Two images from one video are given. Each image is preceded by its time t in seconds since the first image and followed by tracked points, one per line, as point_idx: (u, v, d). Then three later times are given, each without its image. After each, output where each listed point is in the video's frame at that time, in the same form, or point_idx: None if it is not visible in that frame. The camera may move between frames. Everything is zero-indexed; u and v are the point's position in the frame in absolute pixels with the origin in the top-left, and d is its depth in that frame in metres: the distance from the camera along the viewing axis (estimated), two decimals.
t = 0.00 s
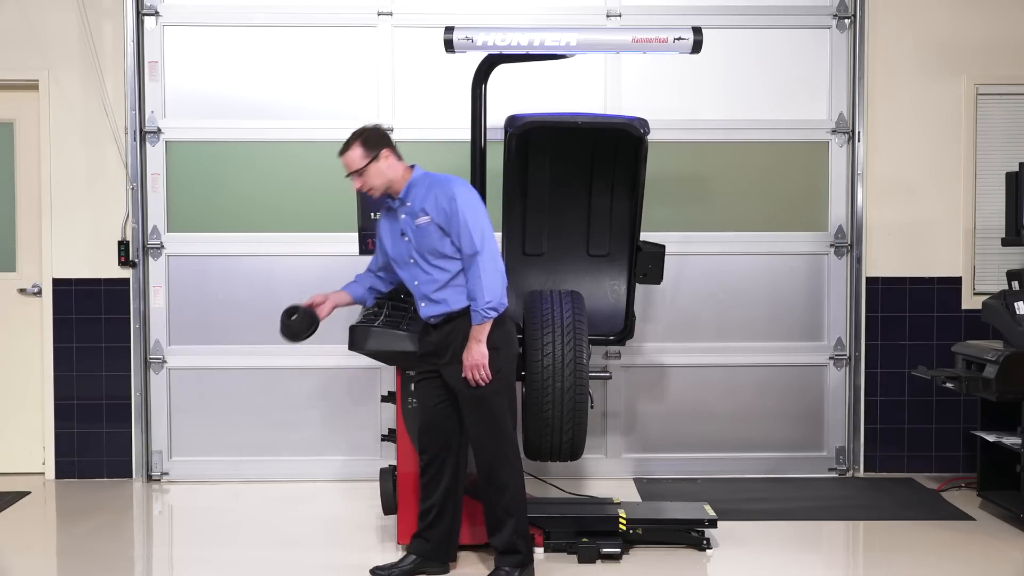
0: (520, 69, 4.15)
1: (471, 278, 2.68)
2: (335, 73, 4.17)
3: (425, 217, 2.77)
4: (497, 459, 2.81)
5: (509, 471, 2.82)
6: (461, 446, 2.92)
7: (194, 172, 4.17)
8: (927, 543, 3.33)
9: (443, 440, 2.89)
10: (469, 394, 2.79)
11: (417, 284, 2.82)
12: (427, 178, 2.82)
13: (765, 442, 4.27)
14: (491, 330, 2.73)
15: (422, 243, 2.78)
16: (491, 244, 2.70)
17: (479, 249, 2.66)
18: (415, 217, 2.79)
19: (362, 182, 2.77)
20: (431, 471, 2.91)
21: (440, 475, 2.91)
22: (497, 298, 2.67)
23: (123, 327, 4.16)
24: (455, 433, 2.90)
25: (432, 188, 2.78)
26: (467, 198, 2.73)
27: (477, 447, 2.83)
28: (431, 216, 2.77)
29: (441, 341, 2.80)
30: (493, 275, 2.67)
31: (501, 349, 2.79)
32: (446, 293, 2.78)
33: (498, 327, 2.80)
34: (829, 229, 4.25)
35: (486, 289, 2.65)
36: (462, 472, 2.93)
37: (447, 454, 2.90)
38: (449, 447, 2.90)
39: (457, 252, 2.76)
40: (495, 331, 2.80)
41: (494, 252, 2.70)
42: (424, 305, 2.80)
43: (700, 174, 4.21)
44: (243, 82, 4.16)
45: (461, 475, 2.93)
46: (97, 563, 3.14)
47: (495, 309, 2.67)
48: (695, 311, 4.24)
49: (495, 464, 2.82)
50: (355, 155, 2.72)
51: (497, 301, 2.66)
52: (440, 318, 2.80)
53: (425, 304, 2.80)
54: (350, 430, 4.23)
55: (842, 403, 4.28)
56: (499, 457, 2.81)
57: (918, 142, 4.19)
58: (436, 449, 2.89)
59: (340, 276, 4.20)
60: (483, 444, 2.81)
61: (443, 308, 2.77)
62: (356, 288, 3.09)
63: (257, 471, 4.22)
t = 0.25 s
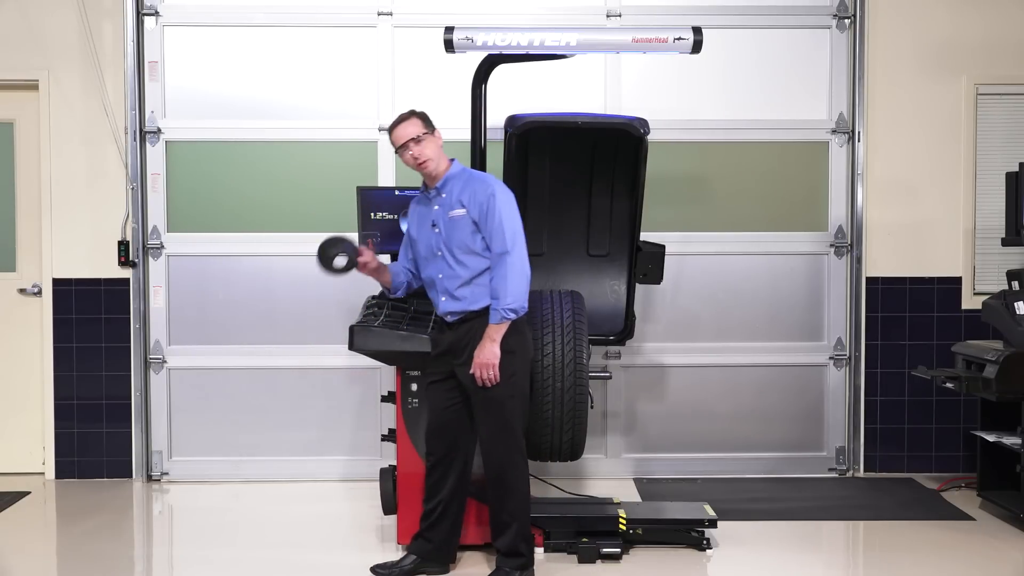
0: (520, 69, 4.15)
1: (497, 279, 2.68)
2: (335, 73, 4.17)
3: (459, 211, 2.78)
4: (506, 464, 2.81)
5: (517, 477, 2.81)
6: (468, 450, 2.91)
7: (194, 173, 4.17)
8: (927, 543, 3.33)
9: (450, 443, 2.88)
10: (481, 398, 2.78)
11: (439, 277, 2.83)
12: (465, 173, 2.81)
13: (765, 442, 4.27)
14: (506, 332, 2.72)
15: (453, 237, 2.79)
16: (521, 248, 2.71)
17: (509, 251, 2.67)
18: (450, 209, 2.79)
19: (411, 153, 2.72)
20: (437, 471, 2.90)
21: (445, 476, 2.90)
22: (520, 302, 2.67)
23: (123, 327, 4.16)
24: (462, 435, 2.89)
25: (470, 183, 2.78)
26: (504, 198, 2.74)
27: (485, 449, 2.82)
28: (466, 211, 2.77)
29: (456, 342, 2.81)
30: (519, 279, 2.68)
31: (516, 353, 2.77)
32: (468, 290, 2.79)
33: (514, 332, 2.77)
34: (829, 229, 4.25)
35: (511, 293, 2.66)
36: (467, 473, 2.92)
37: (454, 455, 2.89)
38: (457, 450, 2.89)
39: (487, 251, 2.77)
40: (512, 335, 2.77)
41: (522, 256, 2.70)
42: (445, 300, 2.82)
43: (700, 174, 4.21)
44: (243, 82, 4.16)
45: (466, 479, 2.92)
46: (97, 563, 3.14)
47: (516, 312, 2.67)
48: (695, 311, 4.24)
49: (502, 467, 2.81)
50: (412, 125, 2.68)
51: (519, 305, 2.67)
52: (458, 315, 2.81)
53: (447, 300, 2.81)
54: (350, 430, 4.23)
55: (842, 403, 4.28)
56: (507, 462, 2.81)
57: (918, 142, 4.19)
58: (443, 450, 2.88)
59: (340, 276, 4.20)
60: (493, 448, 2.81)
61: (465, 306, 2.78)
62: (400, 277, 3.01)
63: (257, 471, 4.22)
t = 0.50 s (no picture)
0: (521, 69, 4.15)
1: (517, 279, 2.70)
2: (336, 73, 4.17)
3: (481, 209, 2.79)
4: (512, 465, 2.80)
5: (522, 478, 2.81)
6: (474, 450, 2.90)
7: (193, 172, 4.17)
8: (927, 543, 3.33)
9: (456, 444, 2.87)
10: (491, 400, 2.78)
11: (455, 273, 2.83)
12: (488, 171, 2.83)
13: (765, 442, 4.27)
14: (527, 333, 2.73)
15: (472, 233, 2.79)
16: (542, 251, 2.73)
17: (531, 253, 2.69)
18: (472, 205, 2.81)
19: (429, 156, 2.75)
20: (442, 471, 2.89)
21: (450, 476, 2.90)
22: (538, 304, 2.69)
23: (123, 327, 4.16)
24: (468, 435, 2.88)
25: (493, 182, 2.79)
26: (527, 200, 2.76)
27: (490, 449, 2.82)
28: (488, 209, 2.78)
29: (467, 342, 2.79)
30: (539, 281, 2.70)
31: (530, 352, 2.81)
32: (481, 288, 2.78)
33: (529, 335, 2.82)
34: (829, 229, 4.25)
35: (530, 295, 2.67)
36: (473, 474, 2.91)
37: (460, 455, 2.88)
38: (464, 450, 2.88)
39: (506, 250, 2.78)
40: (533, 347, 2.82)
41: (542, 259, 2.73)
42: (457, 296, 2.82)
43: (700, 174, 4.21)
44: (243, 82, 4.16)
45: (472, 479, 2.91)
46: (98, 563, 3.14)
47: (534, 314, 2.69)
48: (695, 311, 4.24)
49: (506, 468, 2.81)
50: (428, 127, 2.69)
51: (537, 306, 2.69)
52: (469, 313, 2.80)
53: (458, 297, 2.81)
54: (350, 430, 4.23)
55: (842, 403, 4.29)
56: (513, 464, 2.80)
57: (918, 142, 4.19)
58: (449, 449, 2.87)
59: (340, 276, 4.20)
60: (499, 450, 2.80)
61: (477, 304, 2.78)
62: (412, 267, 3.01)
63: (257, 471, 4.22)
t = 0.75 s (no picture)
0: (520, 69, 4.15)
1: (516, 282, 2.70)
2: (335, 73, 4.17)
3: (479, 210, 2.79)
4: (509, 465, 2.81)
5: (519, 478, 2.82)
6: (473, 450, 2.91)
7: (193, 172, 4.17)
8: (927, 543, 3.33)
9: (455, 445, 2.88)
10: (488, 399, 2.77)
11: (452, 273, 2.83)
12: (487, 171, 2.82)
13: (765, 442, 4.27)
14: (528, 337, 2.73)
15: (471, 235, 2.79)
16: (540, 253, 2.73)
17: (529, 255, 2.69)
18: (471, 205, 2.81)
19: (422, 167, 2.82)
20: (442, 472, 2.90)
21: (451, 478, 2.90)
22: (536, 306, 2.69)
23: (123, 327, 4.17)
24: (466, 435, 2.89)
25: (492, 182, 2.79)
26: (526, 202, 2.76)
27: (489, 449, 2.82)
28: (486, 209, 2.78)
29: (464, 341, 2.80)
30: (537, 283, 2.69)
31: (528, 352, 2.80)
32: (478, 288, 2.78)
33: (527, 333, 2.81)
34: (829, 229, 4.25)
35: (528, 296, 2.67)
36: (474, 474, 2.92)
37: (460, 456, 2.89)
38: (462, 451, 2.89)
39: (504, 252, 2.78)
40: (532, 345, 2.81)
41: (541, 260, 2.72)
42: (454, 295, 2.82)
43: (700, 174, 4.21)
44: (243, 82, 4.16)
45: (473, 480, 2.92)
46: (98, 563, 3.14)
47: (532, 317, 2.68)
48: (695, 310, 4.24)
49: (505, 468, 2.81)
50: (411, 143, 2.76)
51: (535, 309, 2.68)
52: (466, 312, 2.80)
53: (456, 297, 2.82)
54: (350, 430, 4.23)
55: (842, 402, 4.28)
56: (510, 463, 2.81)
57: (918, 141, 4.18)
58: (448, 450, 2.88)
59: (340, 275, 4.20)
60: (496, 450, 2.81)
61: (474, 304, 2.78)
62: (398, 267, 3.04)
63: (257, 471, 4.22)
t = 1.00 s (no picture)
0: (520, 69, 4.15)
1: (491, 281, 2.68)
2: (335, 73, 4.17)
3: (451, 213, 2.79)
4: (500, 463, 2.81)
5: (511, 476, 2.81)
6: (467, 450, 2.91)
7: (193, 172, 4.17)
8: (926, 543, 3.33)
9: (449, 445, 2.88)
10: (476, 399, 2.77)
11: (434, 278, 2.85)
12: (457, 173, 2.82)
13: (765, 442, 4.27)
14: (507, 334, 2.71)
15: (447, 239, 2.80)
16: (514, 249, 2.70)
17: (502, 252, 2.67)
18: (444, 209, 2.81)
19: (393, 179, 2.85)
20: (439, 472, 2.90)
21: (449, 478, 2.90)
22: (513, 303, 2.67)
23: (123, 327, 4.16)
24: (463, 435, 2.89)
25: (463, 184, 2.79)
26: (497, 199, 2.74)
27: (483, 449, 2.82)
28: (459, 212, 2.78)
29: (450, 340, 2.81)
30: (512, 280, 2.67)
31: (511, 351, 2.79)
32: (459, 291, 2.79)
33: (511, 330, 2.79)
34: (829, 229, 4.25)
35: (503, 295, 2.65)
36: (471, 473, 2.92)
37: (456, 456, 2.89)
38: (456, 450, 2.89)
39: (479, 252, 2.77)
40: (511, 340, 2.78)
41: (516, 256, 2.69)
42: (438, 298, 2.83)
43: (700, 174, 4.21)
44: (243, 82, 4.16)
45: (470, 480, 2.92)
46: (97, 563, 3.14)
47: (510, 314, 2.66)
48: (695, 310, 4.24)
49: (501, 467, 2.81)
50: (379, 158, 2.78)
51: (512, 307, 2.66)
52: (449, 316, 2.82)
53: (439, 299, 2.82)
54: (350, 430, 4.23)
55: (842, 402, 4.28)
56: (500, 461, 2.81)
57: (918, 141, 4.18)
58: (444, 450, 2.88)
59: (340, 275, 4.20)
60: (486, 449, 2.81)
61: (457, 306, 2.79)
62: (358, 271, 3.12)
63: (257, 471, 4.22)
